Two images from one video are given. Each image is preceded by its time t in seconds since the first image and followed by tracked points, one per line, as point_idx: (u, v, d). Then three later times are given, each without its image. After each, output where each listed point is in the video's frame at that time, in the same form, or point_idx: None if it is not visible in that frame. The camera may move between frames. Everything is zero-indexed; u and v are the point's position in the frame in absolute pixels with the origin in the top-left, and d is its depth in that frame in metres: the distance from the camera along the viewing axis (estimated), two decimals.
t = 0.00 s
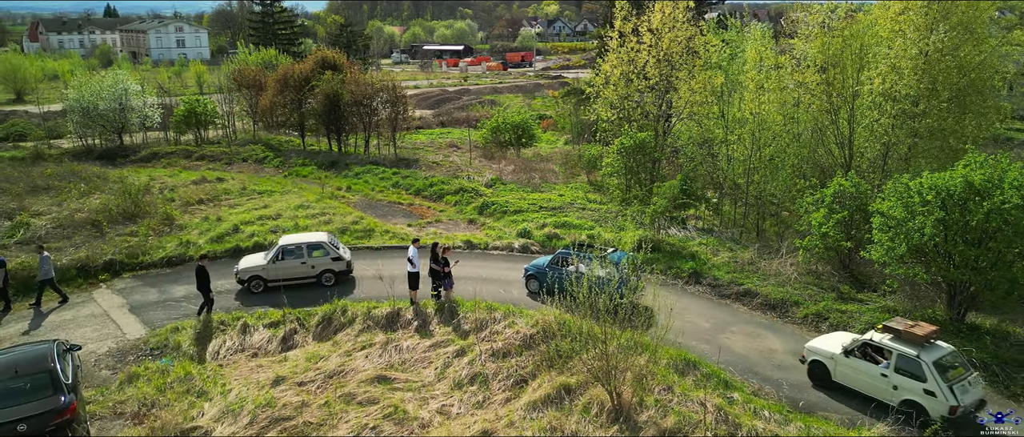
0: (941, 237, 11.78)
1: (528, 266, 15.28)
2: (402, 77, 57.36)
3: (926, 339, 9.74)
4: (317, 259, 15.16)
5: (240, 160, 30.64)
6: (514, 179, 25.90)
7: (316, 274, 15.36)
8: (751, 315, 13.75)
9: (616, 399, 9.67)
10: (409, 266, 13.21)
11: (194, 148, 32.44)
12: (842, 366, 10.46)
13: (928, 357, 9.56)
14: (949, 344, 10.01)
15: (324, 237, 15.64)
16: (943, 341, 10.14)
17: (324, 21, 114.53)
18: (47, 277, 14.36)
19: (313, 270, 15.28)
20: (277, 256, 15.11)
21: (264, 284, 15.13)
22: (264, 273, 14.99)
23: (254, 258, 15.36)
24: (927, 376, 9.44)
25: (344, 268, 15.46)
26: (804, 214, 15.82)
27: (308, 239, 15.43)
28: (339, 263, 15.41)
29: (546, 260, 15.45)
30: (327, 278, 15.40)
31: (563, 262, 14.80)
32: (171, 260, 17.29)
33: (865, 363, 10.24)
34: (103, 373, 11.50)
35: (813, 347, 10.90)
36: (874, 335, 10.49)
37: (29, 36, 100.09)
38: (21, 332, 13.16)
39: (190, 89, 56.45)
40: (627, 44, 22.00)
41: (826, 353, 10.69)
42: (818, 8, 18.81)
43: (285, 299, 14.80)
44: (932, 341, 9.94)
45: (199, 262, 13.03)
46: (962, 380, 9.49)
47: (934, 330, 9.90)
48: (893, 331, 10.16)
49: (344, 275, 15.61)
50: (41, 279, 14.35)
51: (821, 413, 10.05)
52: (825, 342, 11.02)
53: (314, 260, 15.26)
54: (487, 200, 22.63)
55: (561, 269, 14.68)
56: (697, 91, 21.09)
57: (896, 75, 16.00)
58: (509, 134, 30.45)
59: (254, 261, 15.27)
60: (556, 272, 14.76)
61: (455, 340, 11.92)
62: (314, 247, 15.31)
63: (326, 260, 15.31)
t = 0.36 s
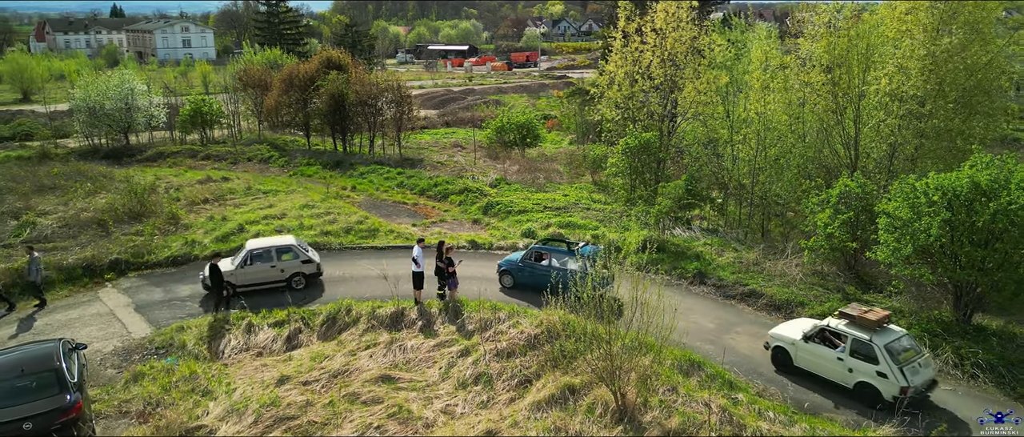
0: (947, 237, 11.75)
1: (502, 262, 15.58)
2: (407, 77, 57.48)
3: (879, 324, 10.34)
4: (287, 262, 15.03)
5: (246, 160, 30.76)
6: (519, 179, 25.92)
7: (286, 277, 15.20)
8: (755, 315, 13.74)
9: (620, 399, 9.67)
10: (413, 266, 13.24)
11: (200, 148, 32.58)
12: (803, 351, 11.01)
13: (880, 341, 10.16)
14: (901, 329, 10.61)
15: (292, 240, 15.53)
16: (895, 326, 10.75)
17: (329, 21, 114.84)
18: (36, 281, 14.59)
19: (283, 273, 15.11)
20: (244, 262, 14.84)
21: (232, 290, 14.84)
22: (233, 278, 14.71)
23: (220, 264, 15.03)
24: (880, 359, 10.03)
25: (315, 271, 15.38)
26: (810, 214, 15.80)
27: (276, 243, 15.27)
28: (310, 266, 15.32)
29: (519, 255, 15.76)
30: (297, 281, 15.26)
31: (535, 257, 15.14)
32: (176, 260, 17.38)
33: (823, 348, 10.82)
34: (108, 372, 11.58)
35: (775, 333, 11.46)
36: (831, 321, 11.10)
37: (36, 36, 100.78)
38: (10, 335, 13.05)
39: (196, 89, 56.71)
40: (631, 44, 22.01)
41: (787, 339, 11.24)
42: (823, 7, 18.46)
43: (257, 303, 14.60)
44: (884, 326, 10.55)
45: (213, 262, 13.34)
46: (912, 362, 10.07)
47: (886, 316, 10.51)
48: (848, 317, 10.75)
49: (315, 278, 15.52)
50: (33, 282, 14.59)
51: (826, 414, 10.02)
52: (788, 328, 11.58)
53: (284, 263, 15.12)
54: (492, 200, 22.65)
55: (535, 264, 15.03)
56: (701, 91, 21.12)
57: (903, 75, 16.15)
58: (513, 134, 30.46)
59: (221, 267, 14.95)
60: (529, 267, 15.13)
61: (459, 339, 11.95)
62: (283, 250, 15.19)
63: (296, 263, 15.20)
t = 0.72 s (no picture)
0: (954, 238, 11.68)
1: (476, 260, 15.74)
2: (413, 77, 57.61)
3: (837, 308, 10.88)
4: (258, 266, 14.70)
5: (251, 160, 30.88)
6: (524, 179, 25.95)
7: (257, 282, 14.89)
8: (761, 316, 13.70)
9: (625, 399, 9.67)
10: (418, 265, 13.27)
11: (206, 148, 32.71)
12: (766, 334, 11.61)
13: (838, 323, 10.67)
14: (860, 314, 11.11)
15: (261, 244, 15.20)
16: (853, 311, 11.28)
17: (335, 21, 115.10)
18: (32, 283, 14.39)
19: (254, 278, 14.80)
20: (212, 267, 14.47)
21: (203, 297, 14.50)
22: (203, 285, 14.36)
23: (187, 271, 14.67)
24: (838, 342, 10.55)
25: (287, 274, 15.12)
26: (816, 215, 15.73)
27: (245, 248, 14.93)
28: (281, 270, 15.05)
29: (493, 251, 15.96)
30: (268, 286, 14.96)
31: (509, 253, 15.32)
32: (182, 259, 17.46)
33: (785, 331, 11.37)
34: (115, 371, 11.67)
35: (743, 318, 12.06)
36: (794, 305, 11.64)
37: (43, 36, 101.43)
38: (17, 334, 13.15)
39: (202, 88, 56.97)
40: (636, 44, 22.02)
41: (753, 323, 11.85)
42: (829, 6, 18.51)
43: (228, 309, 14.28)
44: (843, 310, 11.10)
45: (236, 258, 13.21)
46: (869, 344, 10.57)
47: (845, 301, 11.03)
48: (810, 301, 11.29)
49: (286, 282, 15.26)
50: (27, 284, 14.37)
51: (832, 415, 9.97)
52: (755, 313, 12.15)
53: (254, 268, 14.80)
54: (497, 199, 22.67)
55: (510, 261, 15.24)
56: (706, 90, 20.99)
57: (910, 75, 16.03)
58: (518, 134, 30.48)
59: (190, 273, 14.58)
60: (505, 264, 15.32)
61: (464, 339, 11.97)
62: (252, 255, 14.86)
63: (267, 267, 14.90)
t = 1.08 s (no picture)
0: (962, 239, 11.64)
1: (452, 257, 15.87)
2: (418, 77, 57.74)
3: (796, 296, 11.40)
4: (233, 272, 14.51)
5: (257, 160, 31.01)
6: (529, 179, 25.97)
7: (231, 288, 14.70)
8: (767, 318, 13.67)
9: (631, 401, 9.67)
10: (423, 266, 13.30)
11: (212, 148, 32.86)
12: (731, 321, 12.22)
13: (796, 310, 11.21)
14: (819, 301, 11.65)
15: (233, 249, 14.96)
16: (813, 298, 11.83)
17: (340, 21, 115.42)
18: (22, 285, 14.06)
19: (228, 284, 14.60)
20: (185, 274, 14.13)
21: (175, 304, 14.16)
22: (176, 292, 14.03)
23: (157, 278, 14.26)
24: (796, 328, 11.09)
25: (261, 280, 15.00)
26: (822, 215, 15.66)
27: (218, 253, 14.65)
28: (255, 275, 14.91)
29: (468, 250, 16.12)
30: (243, 291, 14.81)
31: (484, 251, 15.46)
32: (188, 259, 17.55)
33: (748, 317, 11.94)
34: (121, 371, 11.74)
35: (709, 305, 12.65)
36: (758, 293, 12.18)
37: (51, 36, 102.19)
38: (24, 334, 13.24)
39: (208, 89, 57.25)
40: (641, 44, 22.03)
41: (718, 311, 12.47)
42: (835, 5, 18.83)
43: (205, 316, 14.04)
44: (803, 297, 11.62)
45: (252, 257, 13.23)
46: (825, 330, 11.14)
47: (804, 289, 11.53)
48: (771, 289, 11.82)
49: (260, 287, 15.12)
50: (16, 286, 14.05)
51: (839, 417, 9.92)
52: (720, 301, 12.75)
53: (228, 274, 14.57)
54: (502, 200, 22.69)
55: (484, 259, 15.37)
56: (712, 90, 21.04)
57: (917, 75, 15.86)
58: (524, 134, 30.50)
59: (160, 280, 14.17)
60: (480, 262, 15.44)
61: (469, 340, 11.99)
62: (225, 260, 14.60)
63: (242, 273, 14.73)
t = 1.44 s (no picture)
0: (968, 241, 11.57)
1: (422, 257, 15.87)
2: (424, 77, 57.85)
3: (760, 283, 11.96)
4: (206, 278, 14.16)
5: (263, 160, 31.13)
6: (534, 180, 26.00)
7: (205, 294, 14.36)
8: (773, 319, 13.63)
9: (636, 402, 9.66)
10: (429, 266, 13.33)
11: (218, 148, 33.03)
12: (698, 308, 12.74)
13: (760, 297, 11.73)
14: (781, 289, 12.16)
15: (207, 254, 14.61)
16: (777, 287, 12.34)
17: (346, 21, 115.76)
18: (13, 288, 13.85)
19: (202, 290, 14.26)
20: (156, 281, 13.74)
21: (148, 313, 13.77)
22: (148, 300, 13.66)
23: (127, 286, 13.85)
24: (759, 314, 11.59)
25: (236, 284, 14.67)
26: (828, 216, 15.58)
27: (191, 258, 14.30)
28: (230, 280, 14.58)
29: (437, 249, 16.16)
30: (218, 297, 14.48)
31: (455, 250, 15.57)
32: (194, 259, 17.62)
33: (714, 305, 12.46)
34: (127, 370, 11.81)
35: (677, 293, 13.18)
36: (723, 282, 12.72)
37: (58, 36, 102.91)
38: (32, 333, 13.34)
39: (214, 88, 57.51)
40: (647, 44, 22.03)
41: (686, 298, 13.00)
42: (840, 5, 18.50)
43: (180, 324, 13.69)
44: (766, 285, 12.13)
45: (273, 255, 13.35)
46: (786, 316, 11.62)
47: (768, 277, 12.08)
48: (737, 277, 12.37)
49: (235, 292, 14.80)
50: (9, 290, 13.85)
51: (845, 419, 9.87)
52: (689, 289, 13.29)
53: (202, 279, 14.23)
54: (507, 200, 22.71)
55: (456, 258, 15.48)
56: (717, 91, 20.87)
57: (924, 76, 15.85)
58: (529, 134, 30.53)
59: (131, 288, 13.79)
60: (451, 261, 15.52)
61: (473, 340, 12.00)
62: (198, 266, 14.25)
63: (216, 278, 14.38)
